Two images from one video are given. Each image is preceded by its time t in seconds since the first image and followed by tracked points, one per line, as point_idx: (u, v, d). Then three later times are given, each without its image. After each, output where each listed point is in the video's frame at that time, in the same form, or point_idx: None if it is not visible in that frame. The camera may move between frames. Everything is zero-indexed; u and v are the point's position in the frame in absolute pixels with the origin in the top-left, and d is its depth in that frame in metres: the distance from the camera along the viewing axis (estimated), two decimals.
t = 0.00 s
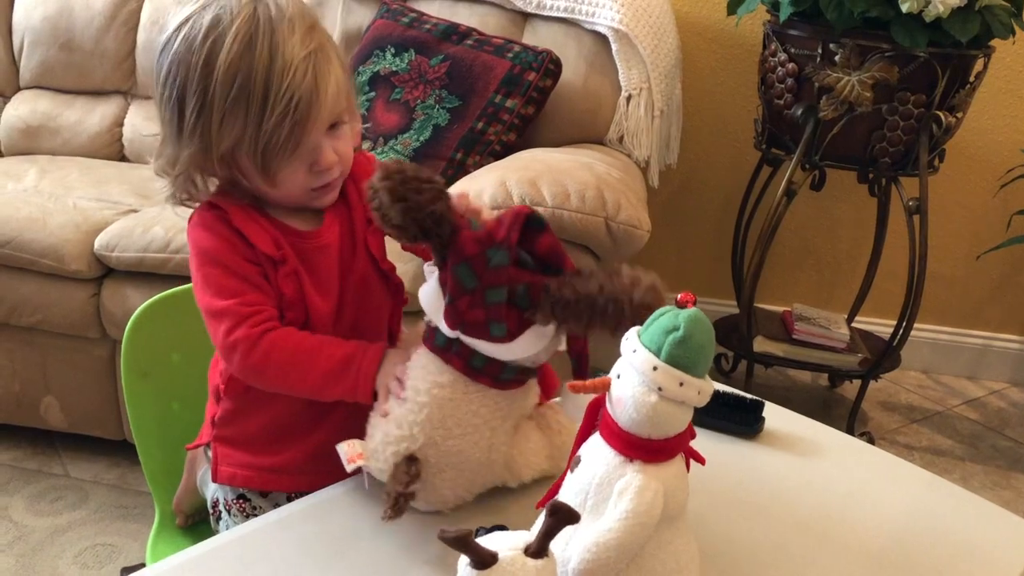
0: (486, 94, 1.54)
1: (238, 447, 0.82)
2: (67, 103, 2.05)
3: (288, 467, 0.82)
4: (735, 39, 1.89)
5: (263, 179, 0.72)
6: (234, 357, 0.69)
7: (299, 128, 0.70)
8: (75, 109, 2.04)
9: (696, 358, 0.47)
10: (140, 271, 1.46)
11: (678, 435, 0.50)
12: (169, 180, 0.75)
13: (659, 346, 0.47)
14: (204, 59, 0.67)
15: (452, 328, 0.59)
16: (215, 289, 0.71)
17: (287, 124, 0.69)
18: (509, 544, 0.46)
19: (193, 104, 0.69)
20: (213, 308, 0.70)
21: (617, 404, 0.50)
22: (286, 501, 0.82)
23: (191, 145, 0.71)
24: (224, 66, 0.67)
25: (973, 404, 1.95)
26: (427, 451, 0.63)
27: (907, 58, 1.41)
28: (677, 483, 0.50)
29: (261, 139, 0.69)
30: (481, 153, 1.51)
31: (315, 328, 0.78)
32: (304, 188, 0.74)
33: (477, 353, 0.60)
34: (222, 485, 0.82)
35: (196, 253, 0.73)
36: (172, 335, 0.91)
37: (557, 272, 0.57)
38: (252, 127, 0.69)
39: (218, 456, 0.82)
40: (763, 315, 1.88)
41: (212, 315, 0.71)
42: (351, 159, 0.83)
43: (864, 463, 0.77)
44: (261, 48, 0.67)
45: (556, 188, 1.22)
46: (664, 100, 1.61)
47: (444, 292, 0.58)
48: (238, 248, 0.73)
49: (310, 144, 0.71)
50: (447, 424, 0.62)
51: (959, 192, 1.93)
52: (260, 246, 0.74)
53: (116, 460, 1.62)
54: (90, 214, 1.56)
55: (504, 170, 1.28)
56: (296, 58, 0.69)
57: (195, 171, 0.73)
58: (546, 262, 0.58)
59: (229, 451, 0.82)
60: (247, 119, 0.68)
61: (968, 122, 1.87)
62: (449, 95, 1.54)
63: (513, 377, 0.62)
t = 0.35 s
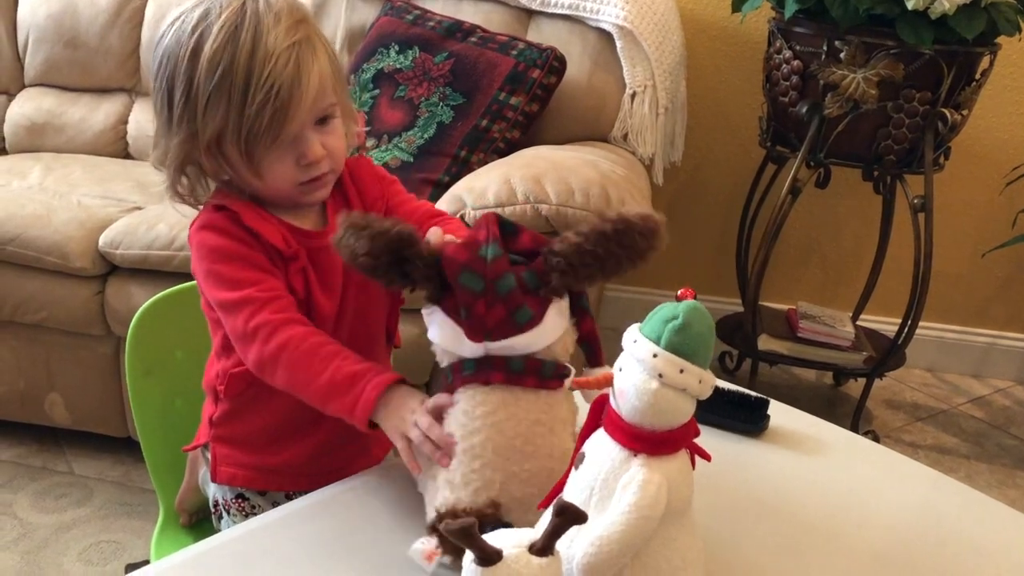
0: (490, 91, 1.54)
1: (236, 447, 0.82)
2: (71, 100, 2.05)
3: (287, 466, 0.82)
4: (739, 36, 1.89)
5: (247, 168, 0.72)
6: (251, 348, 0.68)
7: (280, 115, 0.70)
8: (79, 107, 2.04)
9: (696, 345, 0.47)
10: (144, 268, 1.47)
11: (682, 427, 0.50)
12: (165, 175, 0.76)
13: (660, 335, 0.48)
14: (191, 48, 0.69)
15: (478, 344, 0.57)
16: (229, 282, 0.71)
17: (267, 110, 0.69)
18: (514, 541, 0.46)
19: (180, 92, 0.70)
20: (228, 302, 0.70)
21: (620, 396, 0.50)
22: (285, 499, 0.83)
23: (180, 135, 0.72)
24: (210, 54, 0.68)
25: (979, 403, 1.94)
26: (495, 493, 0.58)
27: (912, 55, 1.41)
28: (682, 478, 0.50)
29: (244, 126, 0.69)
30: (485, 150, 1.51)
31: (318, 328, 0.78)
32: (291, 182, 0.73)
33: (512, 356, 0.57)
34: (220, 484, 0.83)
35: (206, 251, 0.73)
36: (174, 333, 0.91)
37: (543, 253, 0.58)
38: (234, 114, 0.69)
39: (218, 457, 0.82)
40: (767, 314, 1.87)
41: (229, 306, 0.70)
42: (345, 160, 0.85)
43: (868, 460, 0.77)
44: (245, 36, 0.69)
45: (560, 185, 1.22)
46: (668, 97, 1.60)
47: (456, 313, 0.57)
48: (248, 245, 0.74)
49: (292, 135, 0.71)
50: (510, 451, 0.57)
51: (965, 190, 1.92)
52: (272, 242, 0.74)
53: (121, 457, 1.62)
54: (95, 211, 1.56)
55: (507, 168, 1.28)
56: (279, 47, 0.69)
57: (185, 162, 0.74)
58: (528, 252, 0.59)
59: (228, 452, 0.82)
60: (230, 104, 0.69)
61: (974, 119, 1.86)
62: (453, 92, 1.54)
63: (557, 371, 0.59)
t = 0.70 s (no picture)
0: (492, 88, 1.53)
1: (236, 446, 0.82)
2: (73, 97, 2.05)
3: (286, 466, 0.82)
4: (741, 34, 1.89)
5: (255, 160, 0.72)
6: (241, 347, 0.69)
7: (291, 105, 0.70)
8: (81, 103, 2.04)
9: (698, 342, 0.47)
10: (146, 265, 1.47)
11: (684, 424, 0.50)
12: (168, 168, 0.76)
13: (661, 332, 0.47)
14: (200, 39, 0.69)
15: (479, 351, 0.57)
16: (218, 282, 0.71)
17: (279, 101, 0.69)
18: (516, 539, 0.46)
19: (187, 83, 0.70)
20: (215, 300, 0.71)
21: (621, 393, 0.50)
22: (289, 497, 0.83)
23: (187, 127, 0.72)
24: (219, 44, 0.68)
25: (980, 401, 1.94)
26: (503, 495, 0.58)
27: (914, 52, 1.40)
28: (684, 476, 0.50)
29: (255, 117, 0.69)
30: (487, 148, 1.51)
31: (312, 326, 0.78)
32: (300, 174, 0.74)
33: (512, 359, 0.57)
34: (222, 483, 0.83)
35: (194, 250, 0.73)
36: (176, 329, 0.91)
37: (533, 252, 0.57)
38: (244, 104, 0.69)
39: (219, 456, 0.82)
40: (769, 312, 1.87)
41: (217, 307, 0.71)
42: (343, 159, 0.85)
43: (870, 458, 0.77)
44: (254, 28, 0.69)
45: (562, 182, 1.22)
46: (670, 95, 1.60)
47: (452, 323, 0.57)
48: (237, 245, 0.74)
49: (301, 126, 0.71)
50: (516, 453, 0.57)
51: (967, 188, 1.92)
52: (260, 241, 0.74)
53: (122, 454, 1.62)
54: (97, 208, 1.56)
55: (509, 165, 1.28)
56: (289, 38, 0.70)
57: (191, 154, 0.73)
58: (518, 252, 0.58)
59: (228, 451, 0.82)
60: (240, 95, 0.69)
61: (977, 117, 1.86)
62: (455, 90, 1.54)
63: (557, 370, 0.59)
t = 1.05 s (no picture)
0: (492, 87, 1.53)
1: (236, 441, 0.82)
2: (72, 95, 2.05)
3: (286, 461, 0.82)
4: (741, 33, 1.89)
5: (272, 152, 0.72)
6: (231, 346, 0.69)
7: (313, 99, 0.70)
8: (80, 101, 2.04)
9: (700, 344, 0.47)
10: (145, 263, 1.46)
11: (684, 424, 0.50)
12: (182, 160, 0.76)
13: (662, 333, 0.47)
14: (223, 31, 0.68)
15: (481, 342, 0.57)
16: (214, 279, 0.71)
17: (300, 93, 0.69)
18: (514, 537, 0.46)
19: (208, 75, 0.70)
20: (212, 299, 0.70)
21: (621, 393, 0.50)
22: (289, 493, 0.83)
23: (206, 118, 0.71)
24: (241, 37, 0.68)
25: (978, 401, 1.95)
26: (502, 489, 0.58)
27: (914, 52, 1.40)
28: (682, 476, 0.50)
29: (275, 109, 0.69)
30: (486, 146, 1.52)
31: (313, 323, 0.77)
32: (314, 168, 0.74)
33: (514, 352, 0.57)
34: (221, 478, 0.83)
35: (196, 245, 0.73)
36: (174, 326, 0.91)
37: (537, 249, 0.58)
38: (266, 96, 0.69)
39: (218, 451, 0.82)
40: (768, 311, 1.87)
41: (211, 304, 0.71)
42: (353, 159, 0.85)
43: (869, 458, 0.77)
44: (277, 22, 0.69)
45: (561, 181, 1.21)
46: (670, 94, 1.60)
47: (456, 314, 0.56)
48: (237, 242, 0.74)
49: (320, 121, 0.71)
50: (516, 447, 0.57)
51: (966, 188, 1.92)
52: (260, 240, 0.74)
53: (120, 452, 1.62)
54: (96, 205, 1.56)
55: (509, 164, 1.28)
56: (311, 33, 0.70)
57: (209, 146, 0.73)
58: (522, 250, 0.59)
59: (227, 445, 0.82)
60: (262, 88, 0.69)
61: (976, 117, 1.86)
62: (455, 88, 1.54)
63: (559, 366, 0.59)
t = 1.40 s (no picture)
0: (490, 84, 1.53)
1: (240, 434, 0.82)
2: (69, 91, 2.04)
3: (289, 456, 0.82)
4: (740, 32, 1.89)
5: (281, 145, 0.72)
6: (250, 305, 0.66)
7: (320, 88, 0.69)
8: (78, 97, 2.03)
9: (704, 353, 0.47)
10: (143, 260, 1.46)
11: (685, 429, 0.50)
12: (196, 161, 0.77)
13: (665, 343, 0.47)
14: (230, 24, 0.69)
15: (482, 335, 0.57)
16: (239, 246, 0.70)
17: (306, 82, 0.69)
18: (511, 535, 0.46)
19: (217, 69, 0.70)
20: (235, 263, 0.69)
21: (622, 400, 0.49)
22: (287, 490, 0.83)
23: (216, 113, 0.72)
24: (248, 29, 0.68)
25: (975, 400, 1.95)
26: (500, 484, 0.58)
27: (913, 52, 1.40)
28: (682, 477, 0.50)
29: (282, 100, 0.69)
30: (484, 145, 1.52)
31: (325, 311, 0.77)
32: (325, 160, 0.73)
33: (513, 346, 0.57)
34: (223, 472, 0.83)
35: (218, 219, 0.72)
36: (171, 324, 0.90)
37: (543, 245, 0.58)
38: (272, 86, 0.69)
39: (221, 444, 0.83)
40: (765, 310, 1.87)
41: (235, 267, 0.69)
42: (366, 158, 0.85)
43: (867, 457, 0.77)
44: (283, 13, 0.69)
45: (560, 179, 1.21)
46: (668, 93, 1.60)
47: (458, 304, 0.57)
48: (261, 218, 0.73)
49: (327, 111, 0.71)
50: (513, 442, 0.57)
51: (964, 188, 1.92)
52: (285, 218, 0.74)
53: (117, 449, 1.62)
54: (93, 202, 1.56)
55: (507, 162, 1.28)
56: (316, 23, 0.69)
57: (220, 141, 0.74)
58: (529, 246, 0.59)
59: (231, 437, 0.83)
60: (269, 79, 0.69)
61: (974, 116, 1.86)
62: (453, 86, 1.54)
63: (558, 363, 0.59)
